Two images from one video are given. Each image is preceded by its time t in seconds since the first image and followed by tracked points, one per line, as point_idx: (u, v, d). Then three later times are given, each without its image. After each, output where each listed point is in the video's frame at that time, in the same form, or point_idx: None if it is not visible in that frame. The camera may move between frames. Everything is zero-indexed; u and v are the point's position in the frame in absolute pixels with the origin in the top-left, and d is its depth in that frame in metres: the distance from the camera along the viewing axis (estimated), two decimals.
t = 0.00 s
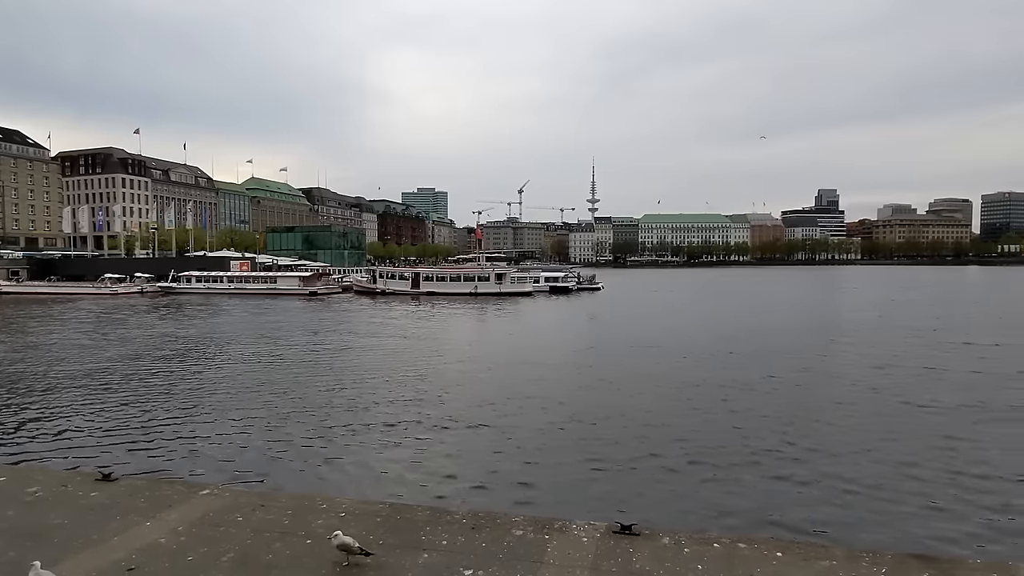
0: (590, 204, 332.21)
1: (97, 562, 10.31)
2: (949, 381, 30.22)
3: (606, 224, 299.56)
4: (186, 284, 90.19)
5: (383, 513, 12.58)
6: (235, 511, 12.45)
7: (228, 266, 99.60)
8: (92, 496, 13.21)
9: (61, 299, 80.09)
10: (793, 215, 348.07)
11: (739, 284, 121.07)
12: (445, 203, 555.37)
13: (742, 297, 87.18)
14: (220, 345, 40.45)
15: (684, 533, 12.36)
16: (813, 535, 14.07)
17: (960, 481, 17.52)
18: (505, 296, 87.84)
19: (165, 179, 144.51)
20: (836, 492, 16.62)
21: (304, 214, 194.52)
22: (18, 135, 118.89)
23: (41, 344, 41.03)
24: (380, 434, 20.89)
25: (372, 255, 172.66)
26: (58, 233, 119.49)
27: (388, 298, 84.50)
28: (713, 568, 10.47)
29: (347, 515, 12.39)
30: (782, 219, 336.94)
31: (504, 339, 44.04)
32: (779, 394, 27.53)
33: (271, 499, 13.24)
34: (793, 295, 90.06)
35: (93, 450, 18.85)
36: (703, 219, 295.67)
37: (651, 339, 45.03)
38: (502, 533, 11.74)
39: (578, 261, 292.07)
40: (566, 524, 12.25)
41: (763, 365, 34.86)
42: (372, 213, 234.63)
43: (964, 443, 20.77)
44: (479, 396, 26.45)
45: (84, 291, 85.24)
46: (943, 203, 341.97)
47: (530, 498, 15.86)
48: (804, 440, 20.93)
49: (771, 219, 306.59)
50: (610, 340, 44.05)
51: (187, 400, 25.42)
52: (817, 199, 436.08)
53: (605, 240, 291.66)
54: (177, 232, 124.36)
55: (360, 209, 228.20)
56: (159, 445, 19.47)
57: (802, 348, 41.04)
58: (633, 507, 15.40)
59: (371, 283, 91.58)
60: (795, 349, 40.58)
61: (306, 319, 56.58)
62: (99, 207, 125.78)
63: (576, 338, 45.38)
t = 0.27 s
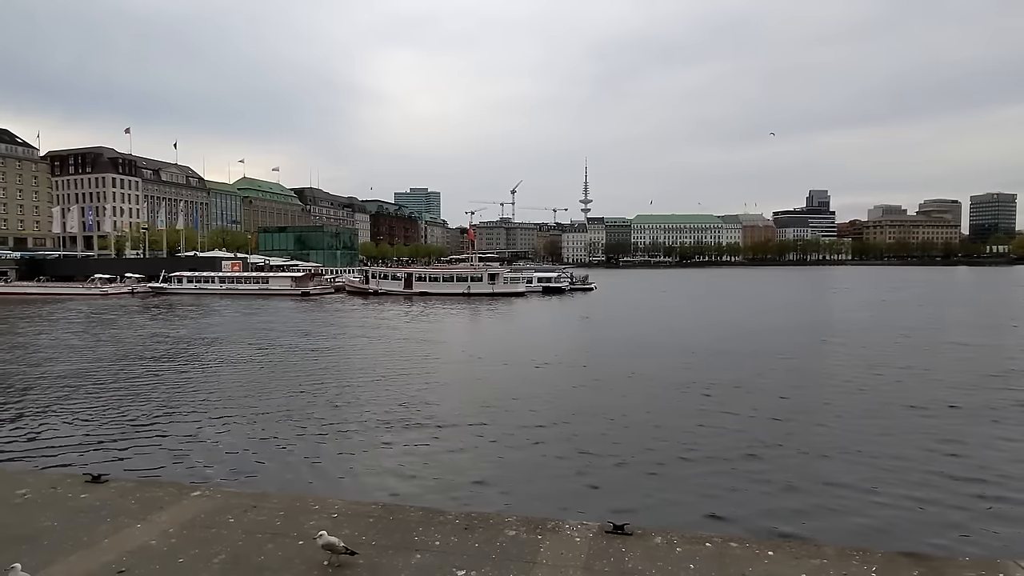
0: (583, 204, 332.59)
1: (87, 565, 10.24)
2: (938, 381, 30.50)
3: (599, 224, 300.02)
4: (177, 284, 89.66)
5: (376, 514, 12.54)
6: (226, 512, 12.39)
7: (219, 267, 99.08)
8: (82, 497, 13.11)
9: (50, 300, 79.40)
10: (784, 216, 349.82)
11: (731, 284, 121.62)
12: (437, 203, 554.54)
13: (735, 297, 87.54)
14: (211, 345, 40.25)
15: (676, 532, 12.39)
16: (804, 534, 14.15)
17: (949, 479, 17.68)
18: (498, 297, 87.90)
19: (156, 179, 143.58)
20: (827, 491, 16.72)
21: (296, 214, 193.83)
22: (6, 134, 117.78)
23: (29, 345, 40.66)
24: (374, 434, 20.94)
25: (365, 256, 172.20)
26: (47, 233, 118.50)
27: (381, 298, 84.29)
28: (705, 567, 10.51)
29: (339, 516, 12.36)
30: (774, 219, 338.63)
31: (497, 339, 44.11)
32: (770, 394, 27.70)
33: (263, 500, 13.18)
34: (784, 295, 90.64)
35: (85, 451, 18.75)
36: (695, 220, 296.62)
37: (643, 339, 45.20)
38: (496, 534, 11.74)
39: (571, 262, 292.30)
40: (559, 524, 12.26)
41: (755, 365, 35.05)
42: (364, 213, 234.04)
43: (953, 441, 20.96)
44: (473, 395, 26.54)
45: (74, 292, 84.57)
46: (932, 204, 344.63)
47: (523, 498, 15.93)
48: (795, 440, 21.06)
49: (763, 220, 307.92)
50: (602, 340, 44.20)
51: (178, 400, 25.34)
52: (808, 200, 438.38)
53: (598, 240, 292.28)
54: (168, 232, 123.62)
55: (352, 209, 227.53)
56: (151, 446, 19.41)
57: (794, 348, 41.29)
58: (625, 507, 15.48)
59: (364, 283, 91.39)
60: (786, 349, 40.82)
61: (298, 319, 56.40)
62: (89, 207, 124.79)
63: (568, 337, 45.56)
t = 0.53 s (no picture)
0: (577, 204, 332.79)
1: (78, 566, 10.18)
2: (929, 380, 30.77)
3: (593, 224, 300.31)
4: (169, 284, 89.21)
5: (370, 514, 12.52)
6: (220, 513, 12.34)
7: (213, 267, 98.68)
8: (74, 499, 13.02)
9: (41, 300, 78.82)
10: (777, 216, 351.17)
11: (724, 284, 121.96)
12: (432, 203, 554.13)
13: (728, 298, 87.87)
14: (204, 345, 40.12)
15: (670, 532, 12.41)
16: (797, 534, 14.22)
17: (941, 478, 17.79)
18: (492, 297, 87.88)
19: (148, 178, 142.78)
20: (820, 490, 16.80)
21: (290, 214, 193.18)
22: None
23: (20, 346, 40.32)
24: (368, 434, 20.95)
25: (359, 256, 171.75)
26: (38, 232, 117.70)
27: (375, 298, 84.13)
28: (699, 567, 10.52)
29: (333, 517, 12.33)
30: (767, 220, 339.94)
31: (491, 339, 44.25)
32: (763, 393, 27.79)
33: (256, 501, 13.12)
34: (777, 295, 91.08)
35: (76, 452, 18.67)
36: (689, 220, 297.47)
37: (636, 339, 45.38)
38: (490, 534, 11.74)
39: (565, 262, 292.36)
40: (553, 524, 12.27)
41: (748, 364, 35.22)
42: (358, 213, 233.49)
43: (945, 441, 21.08)
44: (466, 395, 26.55)
45: (65, 292, 83.99)
46: (924, 205, 346.69)
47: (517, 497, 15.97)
48: (787, 439, 21.17)
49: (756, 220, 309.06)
50: (595, 340, 44.37)
51: (172, 401, 25.26)
52: (801, 200, 439.87)
53: (592, 240, 292.64)
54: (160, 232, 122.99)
55: (346, 209, 227.06)
56: (146, 446, 19.36)
57: (786, 348, 41.50)
58: (619, 506, 15.52)
59: (358, 283, 91.19)
60: (778, 349, 41.11)
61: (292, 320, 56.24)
62: (80, 207, 123.99)
63: (563, 337, 45.66)
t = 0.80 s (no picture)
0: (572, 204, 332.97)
1: (70, 569, 10.12)
2: (922, 380, 30.96)
3: (588, 224, 300.55)
4: (163, 284, 88.79)
5: (364, 515, 12.49)
6: (214, 514, 12.30)
7: (206, 267, 98.33)
8: (66, 500, 12.94)
9: (33, 300, 78.35)
10: (771, 216, 352.29)
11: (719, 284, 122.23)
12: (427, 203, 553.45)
13: (723, 298, 88.05)
14: (198, 346, 39.95)
15: (666, 532, 12.43)
16: (791, 533, 14.29)
17: (934, 477, 17.87)
18: (488, 297, 87.83)
19: (142, 178, 142.13)
20: (815, 490, 16.87)
21: (285, 214, 192.58)
22: None
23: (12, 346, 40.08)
24: (363, 434, 20.93)
25: (353, 255, 171.36)
26: (30, 232, 117.02)
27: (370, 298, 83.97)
28: (694, 567, 10.55)
29: (328, 517, 12.30)
30: (761, 220, 341.06)
31: (486, 339, 44.25)
32: (757, 393, 27.87)
33: (250, 502, 13.09)
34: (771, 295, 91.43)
35: (70, 453, 18.59)
36: (684, 220, 298.17)
37: (631, 338, 45.45)
38: (485, 533, 11.75)
39: (560, 261, 292.50)
40: (548, 524, 12.27)
41: (742, 364, 35.34)
42: (353, 213, 232.95)
43: (937, 440, 21.20)
44: (462, 395, 26.58)
45: (57, 292, 83.51)
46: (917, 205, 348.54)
47: (512, 498, 15.99)
48: (782, 438, 21.25)
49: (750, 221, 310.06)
50: (590, 340, 44.39)
51: (166, 401, 25.16)
52: (795, 201, 441.32)
53: (587, 240, 292.93)
54: (154, 232, 122.42)
55: (341, 208, 226.59)
56: (140, 447, 19.26)
57: (780, 347, 41.65)
58: (615, 507, 15.53)
59: (353, 283, 90.97)
60: (773, 349, 41.24)
61: (287, 320, 56.09)
62: (73, 207, 123.34)
63: (559, 337, 45.76)
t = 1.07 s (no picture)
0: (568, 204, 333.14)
1: (64, 570, 10.08)
2: (915, 380, 31.10)
3: (584, 224, 300.83)
4: (157, 284, 88.40)
5: (360, 515, 12.48)
6: (210, 515, 12.27)
7: (201, 267, 98.01)
8: (60, 501, 12.88)
9: (26, 300, 77.91)
10: (766, 216, 353.41)
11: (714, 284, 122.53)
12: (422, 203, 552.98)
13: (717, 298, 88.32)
14: (193, 346, 39.81)
15: (661, 532, 12.45)
16: (785, 532, 14.35)
17: (928, 475, 17.94)
18: (483, 297, 87.85)
19: (136, 177, 141.57)
20: (810, 489, 16.95)
21: (280, 213, 192.09)
22: None
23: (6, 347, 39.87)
24: (359, 434, 20.94)
25: (349, 255, 171.08)
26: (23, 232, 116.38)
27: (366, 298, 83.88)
28: (689, 566, 10.57)
29: (324, 518, 12.28)
30: (756, 220, 342.17)
31: (481, 339, 44.27)
32: (753, 393, 27.95)
33: (246, 502, 13.06)
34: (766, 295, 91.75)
35: (63, 454, 18.49)
36: (679, 220, 298.85)
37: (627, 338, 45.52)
38: (480, 534, 11.74)
39: (556, 261, 292.64)
40: (544, 524, 12.28)
41: (737, 364, 35.46)
42: (348, 213, 232.56)
43: (931, 439, 21.30)
44: (458, 395, 26.60)
45: (51, 292, 83.10)
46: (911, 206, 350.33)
47: (508, 498, 16.01)
48: (778, 437, 21.34)
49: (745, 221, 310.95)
50: (585, 340, 44.46)
51: (161, 402, 25.10)
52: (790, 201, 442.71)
53: (582, 240, 293.28)
54: (148, 231, 121.90)
55: (336, 208, 226.23)
56: (136, 447, 19.21)
57: (774, 347, 41.81)
58: (611, 507, 15.55)
59: (348, 283, 90.83)
60: (767, 348, 41.38)
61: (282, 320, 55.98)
62: (66, 206, 122.75)
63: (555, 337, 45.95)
